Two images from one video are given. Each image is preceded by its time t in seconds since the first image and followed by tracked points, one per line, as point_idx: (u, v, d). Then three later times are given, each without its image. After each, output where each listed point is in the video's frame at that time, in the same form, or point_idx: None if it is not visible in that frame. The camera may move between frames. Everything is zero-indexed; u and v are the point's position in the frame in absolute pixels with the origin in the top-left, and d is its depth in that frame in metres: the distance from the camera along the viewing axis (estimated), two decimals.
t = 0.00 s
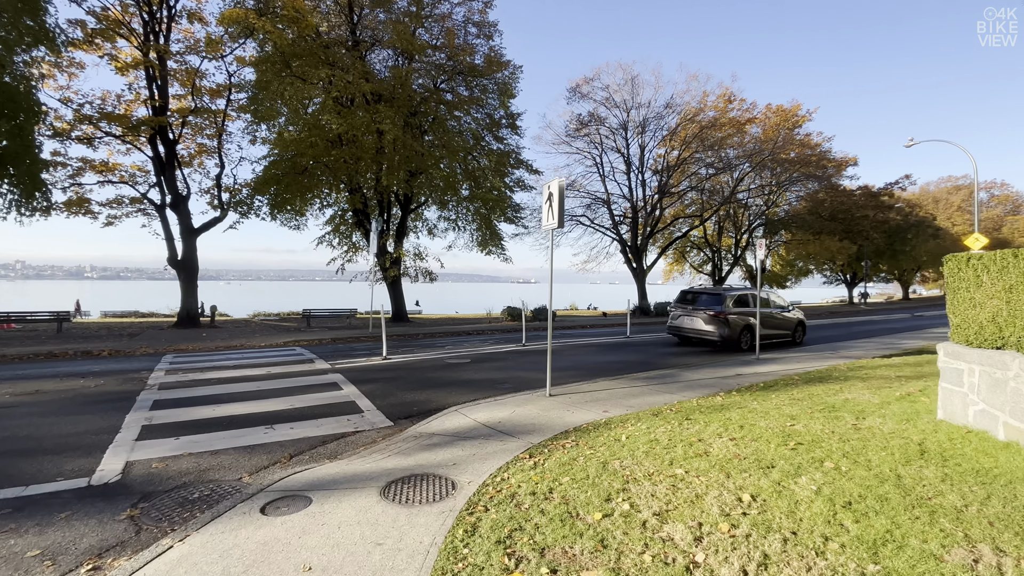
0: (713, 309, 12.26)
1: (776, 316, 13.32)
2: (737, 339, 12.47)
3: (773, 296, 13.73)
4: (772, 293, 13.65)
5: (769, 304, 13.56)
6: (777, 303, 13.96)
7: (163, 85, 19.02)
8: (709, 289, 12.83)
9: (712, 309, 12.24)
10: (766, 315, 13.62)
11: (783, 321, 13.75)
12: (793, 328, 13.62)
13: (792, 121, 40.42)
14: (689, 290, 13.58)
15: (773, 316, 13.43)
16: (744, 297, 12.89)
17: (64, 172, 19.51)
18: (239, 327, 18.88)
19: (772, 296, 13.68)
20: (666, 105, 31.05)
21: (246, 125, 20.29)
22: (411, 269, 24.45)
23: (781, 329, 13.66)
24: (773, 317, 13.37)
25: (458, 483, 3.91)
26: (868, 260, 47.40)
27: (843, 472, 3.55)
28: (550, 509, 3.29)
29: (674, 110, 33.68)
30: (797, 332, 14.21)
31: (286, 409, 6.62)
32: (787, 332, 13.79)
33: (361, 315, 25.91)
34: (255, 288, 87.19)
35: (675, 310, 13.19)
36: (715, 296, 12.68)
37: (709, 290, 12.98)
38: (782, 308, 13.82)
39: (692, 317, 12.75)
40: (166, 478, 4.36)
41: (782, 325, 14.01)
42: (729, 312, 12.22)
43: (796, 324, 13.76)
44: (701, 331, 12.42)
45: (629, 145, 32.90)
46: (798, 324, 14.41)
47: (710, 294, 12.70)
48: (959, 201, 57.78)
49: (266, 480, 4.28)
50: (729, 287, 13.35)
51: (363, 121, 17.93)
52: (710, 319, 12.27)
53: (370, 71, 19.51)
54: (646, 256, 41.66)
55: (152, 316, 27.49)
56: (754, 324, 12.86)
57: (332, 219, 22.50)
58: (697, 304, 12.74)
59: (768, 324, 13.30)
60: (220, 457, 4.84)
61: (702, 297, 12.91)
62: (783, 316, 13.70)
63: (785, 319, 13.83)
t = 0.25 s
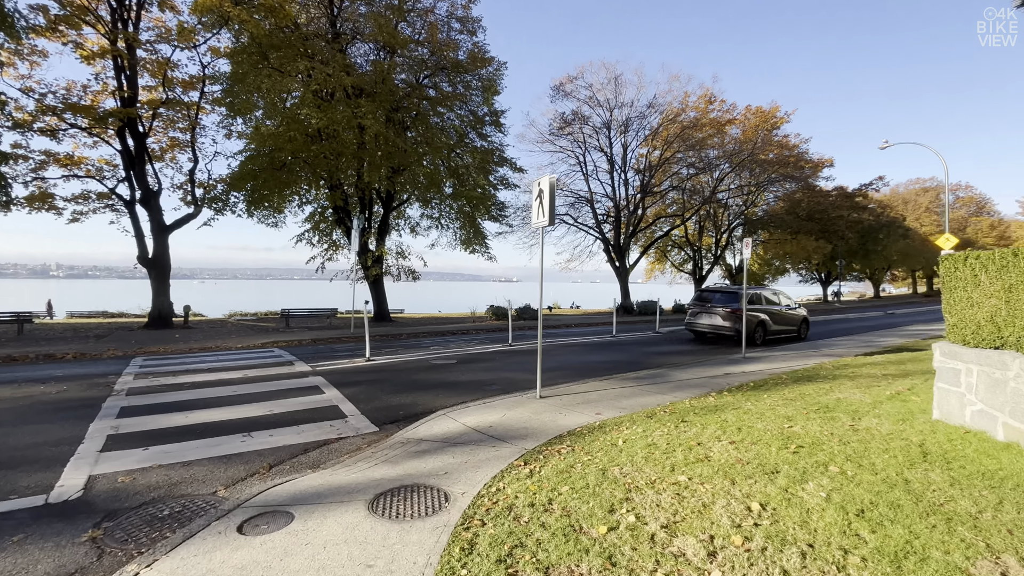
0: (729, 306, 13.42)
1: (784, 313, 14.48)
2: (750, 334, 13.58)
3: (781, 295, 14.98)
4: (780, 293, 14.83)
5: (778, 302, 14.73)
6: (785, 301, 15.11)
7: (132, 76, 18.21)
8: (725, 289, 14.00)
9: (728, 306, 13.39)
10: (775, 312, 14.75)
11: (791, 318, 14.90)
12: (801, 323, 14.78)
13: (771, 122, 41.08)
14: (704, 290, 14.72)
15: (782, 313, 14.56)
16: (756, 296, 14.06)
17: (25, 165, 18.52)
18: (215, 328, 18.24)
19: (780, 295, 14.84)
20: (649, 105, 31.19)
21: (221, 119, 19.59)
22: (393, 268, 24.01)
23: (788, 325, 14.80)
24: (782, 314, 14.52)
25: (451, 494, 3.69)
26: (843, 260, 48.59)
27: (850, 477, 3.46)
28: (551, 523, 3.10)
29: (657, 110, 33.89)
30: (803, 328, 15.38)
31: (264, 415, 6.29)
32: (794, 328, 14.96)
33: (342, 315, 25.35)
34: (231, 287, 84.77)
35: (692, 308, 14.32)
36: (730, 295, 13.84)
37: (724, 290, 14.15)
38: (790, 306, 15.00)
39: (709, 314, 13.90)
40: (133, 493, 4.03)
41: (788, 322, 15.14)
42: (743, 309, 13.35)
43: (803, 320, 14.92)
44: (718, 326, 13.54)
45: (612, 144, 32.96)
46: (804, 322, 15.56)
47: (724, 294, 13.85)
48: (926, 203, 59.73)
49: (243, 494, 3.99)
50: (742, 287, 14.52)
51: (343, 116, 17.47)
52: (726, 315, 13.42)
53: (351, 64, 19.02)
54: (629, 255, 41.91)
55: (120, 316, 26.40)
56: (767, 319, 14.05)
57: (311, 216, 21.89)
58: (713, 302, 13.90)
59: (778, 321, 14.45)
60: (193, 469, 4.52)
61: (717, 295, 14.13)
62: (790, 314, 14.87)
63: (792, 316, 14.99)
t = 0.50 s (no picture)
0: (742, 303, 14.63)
1: (791, 311, 15.69)
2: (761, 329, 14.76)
3: (786, 293, 16.28)
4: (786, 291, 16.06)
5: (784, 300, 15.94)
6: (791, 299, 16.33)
7: (101, 65, 17.42)
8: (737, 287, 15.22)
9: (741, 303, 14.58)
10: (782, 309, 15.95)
11: (796, 314, 16.12)
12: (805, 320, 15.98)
13: (752, 122, 41.58)
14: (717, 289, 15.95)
15: (788, 310, 15.77)
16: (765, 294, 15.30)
17: None
18: (189, 329, 17.59)
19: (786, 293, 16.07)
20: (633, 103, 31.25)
21: (196, 112, 18.90)
22: (376, 266, 23.54)
23: (794, 321, 16.00)
24: (788, 311, 15.74)
25: (444, 505, 3.47)
26: (821, 259, 49.56)
27: (860, 481, 3.34)
28: (554, 536, 2.91)
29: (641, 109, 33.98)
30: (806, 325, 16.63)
31: (242, 420, 5.96)
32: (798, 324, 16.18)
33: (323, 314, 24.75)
34: (206, 287, 82.24)
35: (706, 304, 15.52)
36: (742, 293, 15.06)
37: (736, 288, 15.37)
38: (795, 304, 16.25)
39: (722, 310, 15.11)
40: (97, 508, 3.71)
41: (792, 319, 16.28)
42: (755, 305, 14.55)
43: (806, 317, 16.15)
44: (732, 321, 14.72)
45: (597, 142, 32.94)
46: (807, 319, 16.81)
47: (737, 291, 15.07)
48: (899, 203, 61.43)
49: (219, 507, 3.70)
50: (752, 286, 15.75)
51: (325, 110, 16.99)
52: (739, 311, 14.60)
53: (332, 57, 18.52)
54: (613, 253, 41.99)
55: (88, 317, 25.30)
56: (776, 316, 15.28)
57: (291, 213, 21.28)
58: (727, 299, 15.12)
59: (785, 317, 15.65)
60: (164, 480, 4.21)
61: (730, 293, 15.38)
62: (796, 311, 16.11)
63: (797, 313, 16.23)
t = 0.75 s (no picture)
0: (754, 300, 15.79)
1: (795, 308, 16.94)
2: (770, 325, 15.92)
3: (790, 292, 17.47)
4: (791, 290, 17.26)
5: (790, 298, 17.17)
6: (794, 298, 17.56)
7: (69, 55, 16.64)
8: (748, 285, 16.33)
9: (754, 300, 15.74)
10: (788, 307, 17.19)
11: (799, 312, 17.36)
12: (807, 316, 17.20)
13: (736, 122, 42.02)
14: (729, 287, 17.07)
15: (792, 307, 17.01)
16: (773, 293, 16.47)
17: None
18: (165, 330, 16.95)
19: (791, 293, 17.28)
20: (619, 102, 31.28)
21: (171, 105, 18.20)
22: (360, 264, 23.07)
23: (797, 318, 17.24)
24: (793, 309, 16.96)
25: (439, 518, 3.24)
26: (801, 257, 50.45)
27: (873, 486, 3.22)
28: (559, 551, 2.71)
29: (627, 108, 34.02)
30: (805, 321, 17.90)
31: (220, 427, 5.63)
32: (801, 321, 17.43)
33: (305, 314, 24.16)
34: (183, 286, 80.01)
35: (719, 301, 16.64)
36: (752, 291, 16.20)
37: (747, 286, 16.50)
38: (798, 302, 17.47)
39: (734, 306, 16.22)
40: (55, 529, 3.38)
41: (795, 315, 17.47)
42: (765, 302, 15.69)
43: (808, 314, 17.41)
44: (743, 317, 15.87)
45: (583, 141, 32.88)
46: (807, 316, 18.09)
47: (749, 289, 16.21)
48: (875, 203, 62.96)
49: (192, 524, 3.41)
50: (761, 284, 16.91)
51: (307, 103, 16.52)
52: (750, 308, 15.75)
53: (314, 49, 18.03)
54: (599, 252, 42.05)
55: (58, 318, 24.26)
56: (782, 313, 16.39)
57: (272, 210, 20.67)
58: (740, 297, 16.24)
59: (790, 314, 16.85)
60: (132, 495, 3.89)
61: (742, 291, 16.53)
62: (799, 308, 17.34)
63: (800, 310, 17.46)
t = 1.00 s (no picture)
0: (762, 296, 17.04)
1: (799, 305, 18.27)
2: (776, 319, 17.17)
3: (792, 290, 18.77)
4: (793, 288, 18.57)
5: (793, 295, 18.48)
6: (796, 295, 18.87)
7: (38, 43, 15.95)
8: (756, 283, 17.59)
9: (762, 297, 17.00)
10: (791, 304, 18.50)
11: (801, 308, 18.69)
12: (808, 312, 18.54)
13: (721, 122, 42.41)
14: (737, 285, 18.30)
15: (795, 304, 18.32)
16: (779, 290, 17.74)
17: None
18: (141, 329, 16.37)
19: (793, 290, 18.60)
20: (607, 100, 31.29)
21: (147, 97, 17.59)
22: (345, 262, 22.65)
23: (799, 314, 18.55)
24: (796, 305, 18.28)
25: (436, 524, 3.05)
26: (784, 256, 51.21)
27: (885, 484, 3.13)
28: (566, 559, 2.55)
29: (614, 106, 34.06)
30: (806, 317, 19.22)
31: (199, 430, 5.35)
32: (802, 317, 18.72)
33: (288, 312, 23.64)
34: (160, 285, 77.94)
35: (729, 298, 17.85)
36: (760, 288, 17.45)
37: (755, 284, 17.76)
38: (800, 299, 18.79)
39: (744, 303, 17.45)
40: (16, 544, 3.10)
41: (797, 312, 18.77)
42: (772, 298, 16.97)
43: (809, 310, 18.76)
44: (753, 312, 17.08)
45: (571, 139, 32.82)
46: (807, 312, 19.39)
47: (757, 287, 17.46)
48: (855, 203, 64.24)
49: (169, 535, 3.17)
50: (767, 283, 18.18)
51: (290, 96, 16.11)
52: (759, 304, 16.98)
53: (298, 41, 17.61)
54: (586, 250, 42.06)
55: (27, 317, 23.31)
56: (787, 308, 17.68)
57: (254, 206, 20.13)
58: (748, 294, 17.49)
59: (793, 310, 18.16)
60: (103, 504, 3.62)
61: (750, 288, 17.76)
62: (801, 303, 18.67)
63: (802, 306, 18.79)
